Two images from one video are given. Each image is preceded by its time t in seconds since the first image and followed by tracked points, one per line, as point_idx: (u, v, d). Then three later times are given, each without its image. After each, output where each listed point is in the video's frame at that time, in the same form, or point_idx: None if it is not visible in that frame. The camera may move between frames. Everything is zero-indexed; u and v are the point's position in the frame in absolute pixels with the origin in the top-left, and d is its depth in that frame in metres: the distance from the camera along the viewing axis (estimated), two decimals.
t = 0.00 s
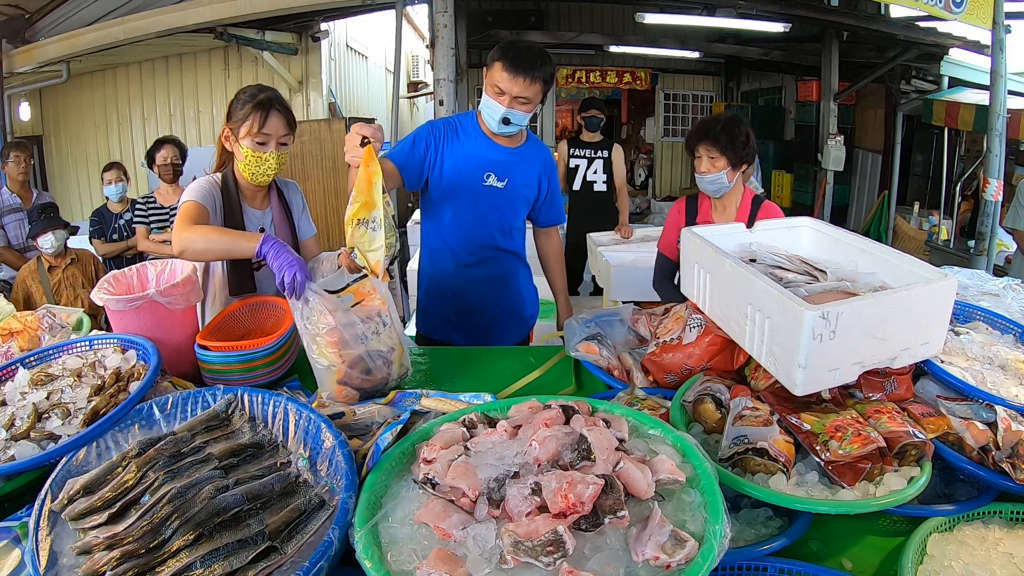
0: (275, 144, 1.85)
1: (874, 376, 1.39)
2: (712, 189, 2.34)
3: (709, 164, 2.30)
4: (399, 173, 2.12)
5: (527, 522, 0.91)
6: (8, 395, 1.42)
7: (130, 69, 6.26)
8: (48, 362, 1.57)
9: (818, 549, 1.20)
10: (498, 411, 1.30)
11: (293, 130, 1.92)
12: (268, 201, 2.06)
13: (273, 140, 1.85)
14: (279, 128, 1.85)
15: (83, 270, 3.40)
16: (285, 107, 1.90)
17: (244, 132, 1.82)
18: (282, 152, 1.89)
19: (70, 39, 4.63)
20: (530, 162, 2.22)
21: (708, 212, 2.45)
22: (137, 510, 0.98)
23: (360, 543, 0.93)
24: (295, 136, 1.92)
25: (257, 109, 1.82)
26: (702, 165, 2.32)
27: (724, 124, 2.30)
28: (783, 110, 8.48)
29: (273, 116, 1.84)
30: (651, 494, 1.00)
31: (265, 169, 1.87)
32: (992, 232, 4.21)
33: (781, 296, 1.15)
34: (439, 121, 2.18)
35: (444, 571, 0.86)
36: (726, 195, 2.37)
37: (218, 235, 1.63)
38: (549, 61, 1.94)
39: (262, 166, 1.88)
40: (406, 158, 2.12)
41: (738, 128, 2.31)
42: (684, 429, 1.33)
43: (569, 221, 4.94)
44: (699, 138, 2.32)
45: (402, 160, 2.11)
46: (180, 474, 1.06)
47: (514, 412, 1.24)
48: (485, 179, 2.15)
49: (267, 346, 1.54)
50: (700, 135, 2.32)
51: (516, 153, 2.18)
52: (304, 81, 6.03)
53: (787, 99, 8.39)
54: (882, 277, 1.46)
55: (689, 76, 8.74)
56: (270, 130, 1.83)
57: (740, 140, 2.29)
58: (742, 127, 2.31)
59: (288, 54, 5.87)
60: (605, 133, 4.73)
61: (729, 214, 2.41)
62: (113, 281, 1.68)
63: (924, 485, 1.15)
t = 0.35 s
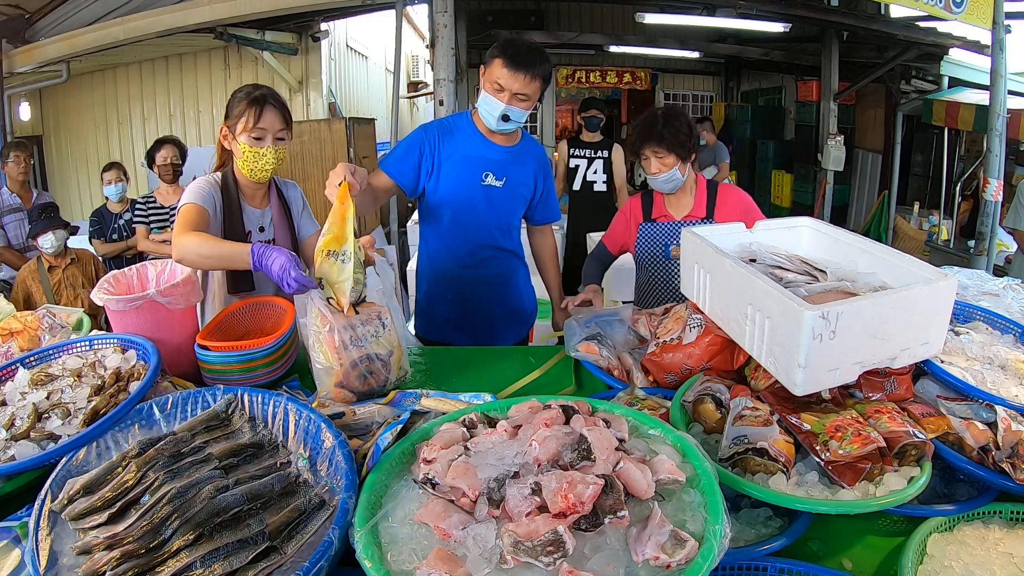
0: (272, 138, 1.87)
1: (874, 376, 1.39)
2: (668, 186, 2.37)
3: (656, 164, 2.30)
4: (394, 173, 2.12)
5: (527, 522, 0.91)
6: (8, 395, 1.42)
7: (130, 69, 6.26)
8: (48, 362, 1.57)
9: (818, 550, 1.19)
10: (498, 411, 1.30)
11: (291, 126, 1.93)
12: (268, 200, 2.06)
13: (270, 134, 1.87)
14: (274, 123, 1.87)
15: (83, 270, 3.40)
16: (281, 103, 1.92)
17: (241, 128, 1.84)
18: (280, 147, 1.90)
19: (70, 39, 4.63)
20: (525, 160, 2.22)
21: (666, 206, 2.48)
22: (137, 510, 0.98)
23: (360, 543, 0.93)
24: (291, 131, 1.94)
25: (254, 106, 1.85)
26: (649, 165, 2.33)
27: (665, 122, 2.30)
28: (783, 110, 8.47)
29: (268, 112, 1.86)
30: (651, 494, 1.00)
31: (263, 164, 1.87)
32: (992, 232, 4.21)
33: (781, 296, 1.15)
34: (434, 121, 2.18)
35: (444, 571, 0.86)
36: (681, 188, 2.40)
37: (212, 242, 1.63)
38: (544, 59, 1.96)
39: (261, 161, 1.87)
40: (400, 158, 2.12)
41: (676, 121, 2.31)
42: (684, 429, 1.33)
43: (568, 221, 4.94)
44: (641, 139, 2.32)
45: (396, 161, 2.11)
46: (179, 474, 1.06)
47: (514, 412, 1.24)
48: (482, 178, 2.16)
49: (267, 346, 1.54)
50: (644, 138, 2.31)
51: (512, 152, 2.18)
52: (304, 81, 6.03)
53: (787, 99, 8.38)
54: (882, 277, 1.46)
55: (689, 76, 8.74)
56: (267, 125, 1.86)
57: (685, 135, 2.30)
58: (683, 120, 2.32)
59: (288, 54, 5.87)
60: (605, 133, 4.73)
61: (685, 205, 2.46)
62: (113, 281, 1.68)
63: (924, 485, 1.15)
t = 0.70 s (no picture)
0: (273, 136, 1.87)
1: (874, 376, 1.39)
2: (660, 188, 2.36)
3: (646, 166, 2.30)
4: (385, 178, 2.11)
5: (527, 522, 0.91)
6: (8, 395, 1.42)
7: (130, 69, 6.26)
8: (48, 362, 1.57)
9: (818, 550, 1.19)
10: (498, 411, 1.30)
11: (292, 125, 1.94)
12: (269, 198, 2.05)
13: (272, 132, 1.87)
14: (275, 121, 1.87)
15: (83, 270, 3.40)
16: (282, 101, 1.92)
17: (242, 127, 1.84)
18: (281, 145, 1.90)
19: (70, 39, 4.63)
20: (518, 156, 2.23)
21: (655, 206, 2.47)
22: (137, 510, 0.98)
23: (360, 543, 0.93)
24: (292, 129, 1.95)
25: (255, 105, 1.85)
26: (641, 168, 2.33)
27: (655, 124, 2.30)
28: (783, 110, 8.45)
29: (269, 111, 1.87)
30: (651, 494, 1.00)
31: (266, 162, 1.86)
32: (992, 232, 4.21)
33: (781, 296, 1.15)
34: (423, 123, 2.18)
35: (444, 571, 0.86)
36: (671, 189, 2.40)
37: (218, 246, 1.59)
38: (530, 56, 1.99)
39: (262, 159, 1.87)
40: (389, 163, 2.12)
41: (666, 122, 2.32)
42: (684, 428, 1.33)
43: (569, 221, 4.94)
44: (633, 143, 2.31)
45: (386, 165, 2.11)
46: (179, 474, 1.06)
47: (514, 412, 1.24)
48: (474, 179, 2.16)
49: (267, 347, 1.54)
50: (636, 142, 2.29)
51: (505, 150, 2.18)
52: (304, 81, 6.03)
53: (787, 99, 8.39)
54: (882, 277, 1.46)
55: (689, 76, 8.75)
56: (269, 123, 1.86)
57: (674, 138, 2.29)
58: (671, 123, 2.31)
59: (288, 54, 5.87)
60: (605, 133, 4.73)
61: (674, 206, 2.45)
62: (113, 281, 1.68)
63: (924, 485, 1.15)
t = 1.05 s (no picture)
0: (271, 134, 1.87)
1: (874, 376, 1.39)
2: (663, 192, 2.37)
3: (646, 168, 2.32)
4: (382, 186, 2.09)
5: (527, 522, 0.91)
6: (8, 395, 1.42)
7: (130, 69, 6.27)
8: (48, 362, 1.57)
9: (818, 550, 1.19)
10: (498, 411, 1.30)
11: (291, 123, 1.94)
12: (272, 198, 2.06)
13: (269, 130, 1.87)
14: (273, 119, 1.87)
15: (83, 270, 3.40)
16: (280, 99, 1.93)
17: (241, 126, 1.84)
18: (280, 144, 1.89)
19: (70, 39, 4.62)
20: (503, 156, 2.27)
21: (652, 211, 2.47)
22: (137, 510, 0.98)
23: (360, 543, 0.93)
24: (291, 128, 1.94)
25: (252, 104, 1.86)
26: (642, 170, 2.34)
27: (661, 126, 2.31)
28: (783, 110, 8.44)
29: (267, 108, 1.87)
30: (651, 494, 1.00)
31: (265, 161, 1.86)
32: (992, 232, 4.21)
33: (781, 296, 1.15)
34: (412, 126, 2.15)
35: (444, 571, 0.86)
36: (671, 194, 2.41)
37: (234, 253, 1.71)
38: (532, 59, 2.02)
39: (262, 158, 1.87)
40: (385, 171, 2.09)
41: (672, 125, 2.33)
42: (684, 429, 1.33)
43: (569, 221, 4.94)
44: (638, 146, 2.32)
45: (383, 174, 2.09)
46: (179, 474, 1.06)
47: (514, 412, 1.24)
48: (469, 181, 2.16)
49: (267, 347, 1.54)
50: (643, 145, 2.30)
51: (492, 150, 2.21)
52: (304, 81, 6.03)
53: (787, 99, 8.39)
54: (882, 277, 1.46)
55: (689, 76, 8.76)
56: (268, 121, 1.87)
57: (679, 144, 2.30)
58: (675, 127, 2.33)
59: (288, 54, 5.87)
60: (605, 133, 4.72)
61: (671, 211, 2.46)
62: (113, 281, 1.68)
63: (924, 485, 1.15)
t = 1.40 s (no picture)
0: (279, 133, 1.87)
1: (874, 376, 1.39)
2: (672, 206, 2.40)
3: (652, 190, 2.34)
4: (416, 201, 2.01)
5: (527, 522, 0.91)
6: (8, 395, 1.41)
7: (130, 69, 6.26)
8: (48, 362, 1.57)
9: (818, 550, 1.19)
10: (498, 411, 1.30)
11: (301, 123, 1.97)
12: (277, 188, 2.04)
13: (277, 129, 1.87)
14: (281, 117, 1.87)
15: (83, 270, 3.40)
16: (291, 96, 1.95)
17: (250, 124, 1.85)
18: (289, 142, 1.90)
19: (70, 39, 4.62)
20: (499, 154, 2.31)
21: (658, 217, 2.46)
22: (137, 510, 0.98)
23: (359, 543, 0.93)
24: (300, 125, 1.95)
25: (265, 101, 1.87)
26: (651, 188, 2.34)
27: (665, 146, 2.26)
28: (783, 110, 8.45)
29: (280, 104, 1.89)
30: (651, 494, 1.00)
31: (273, 158, 1.87)
32: (992, 232, 4.21)
33: (781, 296, 1.15)
34: (432, 130, 2.07)
35: (444, 571, 0.86)
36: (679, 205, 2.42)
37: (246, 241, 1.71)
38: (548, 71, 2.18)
39: (269, 155, 1.87)
40: (420, 185, 2.01)
41: (676, 141, 2.28)
42: (684, 429, 1.33)
43: (569, 221, 4.94)
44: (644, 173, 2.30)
45: (418, 189, 2.00)
46: (179, 474, 1.06)
47: (514, 412, 1.24)
48: (483, 184, 2.20)
49: (267, 347, 1.54)
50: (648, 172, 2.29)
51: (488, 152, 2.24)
52: (304, 81, 6.03)
53: (787, 99, 8.38)
54: (882, 276, 1.46)
55: (689, 76, 8.77)
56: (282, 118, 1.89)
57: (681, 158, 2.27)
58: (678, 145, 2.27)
59: (288, 54, 5.88)
60: (605, 133, 4.72)
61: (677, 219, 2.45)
62: (113, 281, 1.68)
63: (924, 485, 1.15)
